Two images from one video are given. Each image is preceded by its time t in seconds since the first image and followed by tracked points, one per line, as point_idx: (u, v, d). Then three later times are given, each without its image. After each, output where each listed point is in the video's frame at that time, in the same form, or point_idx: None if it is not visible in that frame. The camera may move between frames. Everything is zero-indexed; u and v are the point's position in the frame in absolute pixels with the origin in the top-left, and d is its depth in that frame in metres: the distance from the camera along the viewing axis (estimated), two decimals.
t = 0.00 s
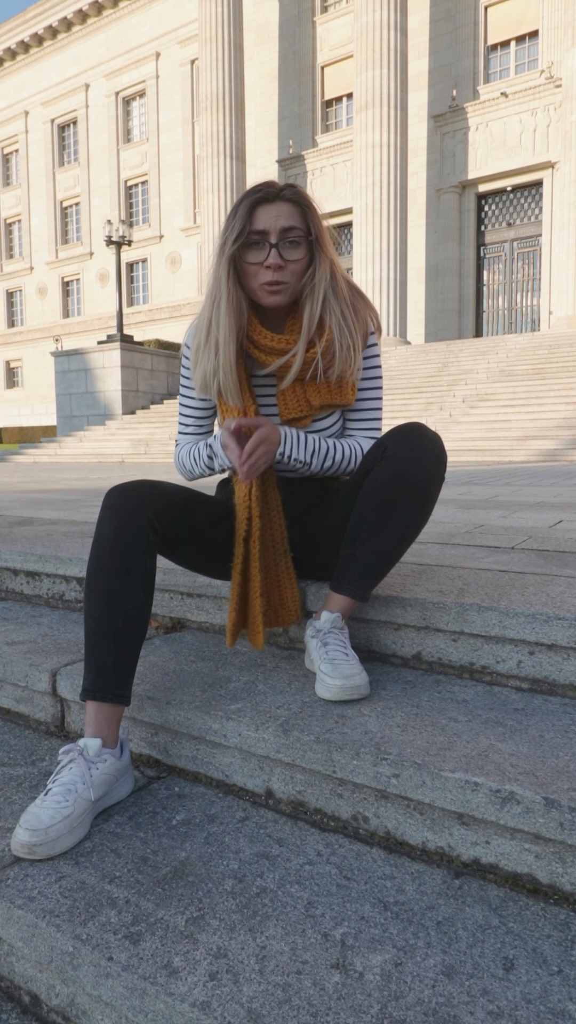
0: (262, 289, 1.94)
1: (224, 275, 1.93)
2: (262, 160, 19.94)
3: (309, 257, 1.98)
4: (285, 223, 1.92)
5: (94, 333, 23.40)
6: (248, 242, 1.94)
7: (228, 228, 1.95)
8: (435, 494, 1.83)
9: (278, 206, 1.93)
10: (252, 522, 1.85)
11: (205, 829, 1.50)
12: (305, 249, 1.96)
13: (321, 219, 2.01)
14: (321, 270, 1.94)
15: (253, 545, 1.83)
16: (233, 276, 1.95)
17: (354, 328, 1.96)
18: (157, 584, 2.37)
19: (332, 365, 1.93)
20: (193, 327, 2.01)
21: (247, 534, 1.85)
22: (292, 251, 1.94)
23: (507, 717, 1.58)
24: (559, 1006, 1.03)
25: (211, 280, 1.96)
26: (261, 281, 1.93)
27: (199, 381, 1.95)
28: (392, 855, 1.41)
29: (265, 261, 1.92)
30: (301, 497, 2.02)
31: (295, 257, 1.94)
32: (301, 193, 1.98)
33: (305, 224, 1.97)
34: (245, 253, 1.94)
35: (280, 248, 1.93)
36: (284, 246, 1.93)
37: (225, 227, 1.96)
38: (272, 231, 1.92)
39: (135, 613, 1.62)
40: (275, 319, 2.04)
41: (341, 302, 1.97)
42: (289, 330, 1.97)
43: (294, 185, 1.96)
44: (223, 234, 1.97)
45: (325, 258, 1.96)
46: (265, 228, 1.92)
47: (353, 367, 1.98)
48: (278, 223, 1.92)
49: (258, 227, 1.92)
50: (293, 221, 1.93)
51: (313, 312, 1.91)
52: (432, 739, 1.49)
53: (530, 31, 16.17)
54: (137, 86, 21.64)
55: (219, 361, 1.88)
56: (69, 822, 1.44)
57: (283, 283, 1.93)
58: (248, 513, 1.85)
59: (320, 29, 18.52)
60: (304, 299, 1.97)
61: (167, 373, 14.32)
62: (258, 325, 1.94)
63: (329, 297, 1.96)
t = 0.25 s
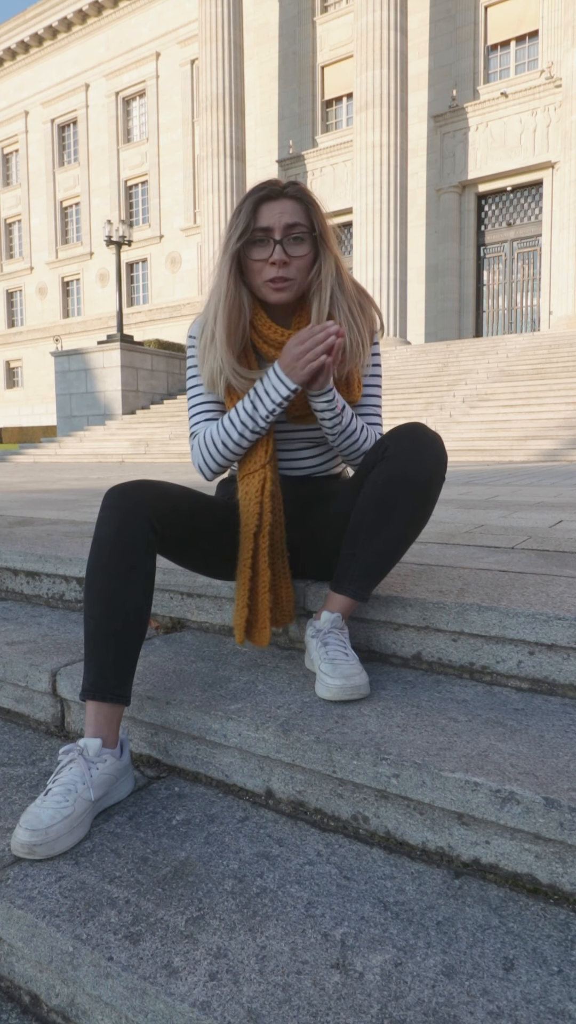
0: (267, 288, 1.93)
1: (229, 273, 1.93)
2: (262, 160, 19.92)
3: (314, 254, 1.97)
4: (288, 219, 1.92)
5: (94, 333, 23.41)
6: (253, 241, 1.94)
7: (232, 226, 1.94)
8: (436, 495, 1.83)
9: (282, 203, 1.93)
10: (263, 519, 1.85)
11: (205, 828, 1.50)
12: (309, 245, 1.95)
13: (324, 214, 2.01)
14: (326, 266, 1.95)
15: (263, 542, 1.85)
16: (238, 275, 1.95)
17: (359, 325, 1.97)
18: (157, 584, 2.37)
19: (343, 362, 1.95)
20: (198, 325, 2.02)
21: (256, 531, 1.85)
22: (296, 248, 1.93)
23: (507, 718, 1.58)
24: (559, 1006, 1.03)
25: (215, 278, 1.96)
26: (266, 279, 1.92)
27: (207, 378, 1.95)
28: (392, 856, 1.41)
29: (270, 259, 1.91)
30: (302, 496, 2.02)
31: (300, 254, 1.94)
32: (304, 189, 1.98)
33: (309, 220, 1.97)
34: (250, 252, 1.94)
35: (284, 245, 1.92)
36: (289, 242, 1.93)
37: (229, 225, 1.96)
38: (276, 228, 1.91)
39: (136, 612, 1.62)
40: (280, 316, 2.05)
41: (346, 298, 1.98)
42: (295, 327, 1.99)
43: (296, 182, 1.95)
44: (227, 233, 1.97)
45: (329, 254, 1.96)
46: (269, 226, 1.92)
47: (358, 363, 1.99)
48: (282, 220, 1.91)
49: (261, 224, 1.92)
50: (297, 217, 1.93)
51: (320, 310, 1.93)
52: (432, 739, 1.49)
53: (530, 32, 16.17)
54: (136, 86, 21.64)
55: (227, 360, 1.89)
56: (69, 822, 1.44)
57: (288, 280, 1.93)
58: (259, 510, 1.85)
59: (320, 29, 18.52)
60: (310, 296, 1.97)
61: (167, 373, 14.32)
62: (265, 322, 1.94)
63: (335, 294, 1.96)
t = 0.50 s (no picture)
0: (275, 293, 1.93)
1: (237, 278, 1.93)
2: (262, 160, 19.92)
3: (321, 259, 1.98)
4: (296, 224, 1.92)
5: (94, 333, 23.41)
6: (260, 247, 1.94)
7: (239, 231, 1.95)
8: (437, 496, 1.83)
9: (289, 208, 1.93)
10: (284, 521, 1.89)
11: (205, 829, 1.50)
12: (317, 251, 1.96)
13: (331, 219, 2.01)
14: (335, 271, 1.95)
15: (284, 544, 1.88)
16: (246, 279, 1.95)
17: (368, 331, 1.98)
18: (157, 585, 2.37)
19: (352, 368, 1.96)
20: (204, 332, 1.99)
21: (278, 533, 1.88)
22: (303, 253, 1.94)
23: (507, 717, 1.58)
24: (559, 1007, 1.03)
25: (223, 284, 1.95)
26: (274, 284, 1.93)
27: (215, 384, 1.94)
28: (392, 856, 1.41)
29: (278, 264, 1.91)
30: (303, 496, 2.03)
31: (308, 259, 1.94)
32: (310, 194, 1.98)
33: (316, 225, 1.97)
34: (257, 257, 1.94)
35: (292, 250, 1.92)
36: (296, 248, 1.93)
37: (235, 230, 1.96)
38: (284, 233, 1.92)
39: (136, 614, 1.62)
40: (287, 321, 2.05)
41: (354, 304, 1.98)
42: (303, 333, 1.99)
43: (303, 186, 1.96)
44: (234, 239, 1.96)
45: (337, 259, 1.97)
46: (276, 231, 1.92)
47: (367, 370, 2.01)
48: (289, 225, 1.91)
49: (269, 230, 1.92)
50: (304, 223, 1.93)
51: (329, 315, 1.92)
52: (432, 739, 1.49)
53: (530, 31, 16.16)
54: (136, 86, 21.64)
55: (240, 365, 1.86)
56: (69, 822, 1.44)
57: (296, 286, 1.93)
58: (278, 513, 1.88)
59: (320, 29, 18.51)
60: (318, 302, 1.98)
61: (167, 373, 14.32)
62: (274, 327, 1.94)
63: (343, 299, 1.96)
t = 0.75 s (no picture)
0: (280, 295, 1.93)
1: (242, 279, 1.92)
2: (262, 160, 19.92)
3: (328, 263, 1.98)
4: (303, 228, 1.92)
5: (94, 334, 23.42)
6: (267, 249, 1.94)
7: (246, 232, 1.94)
8: (437, 495, 1.83)
9: (297, 211, 1.92)
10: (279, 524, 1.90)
11: (205, 829, 1.50)
12: (322, 255, 1.96)
13: (339, 224, 2.01)
14: (340, 277, 1.95)
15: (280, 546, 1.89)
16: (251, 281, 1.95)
17: (370, 339, 1.98)
18: (157, 584, 2.37)
19: (352, 376, 1.95)
20: (207, 330, 2.00)
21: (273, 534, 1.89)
22: (309, 256, 1.94)
23: (507, 717, 1.58)
24: (559, 1007, 1.03)
25: (228, 284, 1.95)
26: (279, 288, 1.92)
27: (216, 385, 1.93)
28: (391, 856, 1.41)
29: (283, 267, 1.91)
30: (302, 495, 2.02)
31: (313, 263, 1.94)
32: (319, 196, 1.98)
33: (324, 229, 1.97)
34: (263, 259, 1.94)
35: (298, 254, 1.92)
36: (302, 251, 1.93)
37: (242, 230, 1.95)
38: (290, 236, 1.91)
39: (137, 614, 1.62)
40: (291, 324, 2.05)
41: (357, 311, 1.99)
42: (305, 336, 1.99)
43: (312, 189, 1.95)
44: (241, 239, 1.95)
45: (343, 265, 1.97)
46: (283, 234, 1.92)
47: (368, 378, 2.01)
48: (296, 228, 1.91)
49: (276, 232, 1.92)
50: (311, 227, 1.93)
51: (333, 320, 1.93)
52: (432, 739, 1.49)
53: (530, 31, 16.16)
54: (136, 86, 21.64)
55: (242, 367, 1.86)
56: (69, 822, 1.44)
57: (301, 289, 1.93)
58: (273, 515, 1.89)
59: (320, 29, 18.52)
60: (322, 307, 1.97)
61: (167, 373, 14.32)
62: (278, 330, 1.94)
63: (346, 305, 1.97)
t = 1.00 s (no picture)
0: (279, 291, 1.93)
1: (242, 274, 1.92)
2: (262, 160, 19.93)
3: (327, 261, 1.98)
4: (304, 225, 1.92)
5: (94, 334, 23.42)
6: (266, 245, 1.94)
7: (247, 228, 1.94)
8: (436, 495, 1.83)
9: (298, 208, 1.93)
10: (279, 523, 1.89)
11: (205, 829, 1.50)
12: (322, 252, 1.96)
13: (339, 223, 2.02)
14: (339, 275, 1.96)
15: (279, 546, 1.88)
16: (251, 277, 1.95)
17: (368, 336, 1.98)
18: (157, 585, 2.37)
19: (349, 372, 1.95)
20: (205, 326, 1.99)
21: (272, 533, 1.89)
22: (309, 254, 1.94)
23: (507, 717, 1.58)
24: (560, 1007, 1.03)
25: (227, 279, 1.95)
26: (278, 284, 1.93)
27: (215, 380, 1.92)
28: (392, 856, 1.41)
29: (283, 264, 1.92)
30: (302, 494, 2.02)
31: (314, 260, 1.94)
32: (320, 195, 1.98)
33: (324, 227, 1.97)
34: (263, 256, 1.94)
35: (298, 251, 1.93)
36: (303, 248, 1.93)
37: (243, 226, 1.95)
38: (291, 233, 1.92)
39: (136, 614, 1.62)
40: (290, 321, 2.04)
41: (356, 309, 1.99)
42: (304, 333, 1.98)
43: (313, 187, 1.96)
44: (241, 235, 1.95)
45: (343, 262, 1.97)
46: (284, 230, 1.92)
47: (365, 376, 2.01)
48: (297, 225, 1.92)
49: (276, 229, 1.92)
50: (312, 224, 1.94)
51: (332, 316, 1.93)
52: (432, 739, 1.49)
53: (530, 31, 16.16)
54: (137, 86, 21.64)
55: (241, 362, 1.85)
56: (69, 822, 1.44)
57: (300, 286, 1.93)
58: (273, 515, 1.89)
59: (320, 29, 18.52)
60: (320, 304, 1.98)
61: (167, 373, 14.32)
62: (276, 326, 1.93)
63: (345, 302, 1.97)
